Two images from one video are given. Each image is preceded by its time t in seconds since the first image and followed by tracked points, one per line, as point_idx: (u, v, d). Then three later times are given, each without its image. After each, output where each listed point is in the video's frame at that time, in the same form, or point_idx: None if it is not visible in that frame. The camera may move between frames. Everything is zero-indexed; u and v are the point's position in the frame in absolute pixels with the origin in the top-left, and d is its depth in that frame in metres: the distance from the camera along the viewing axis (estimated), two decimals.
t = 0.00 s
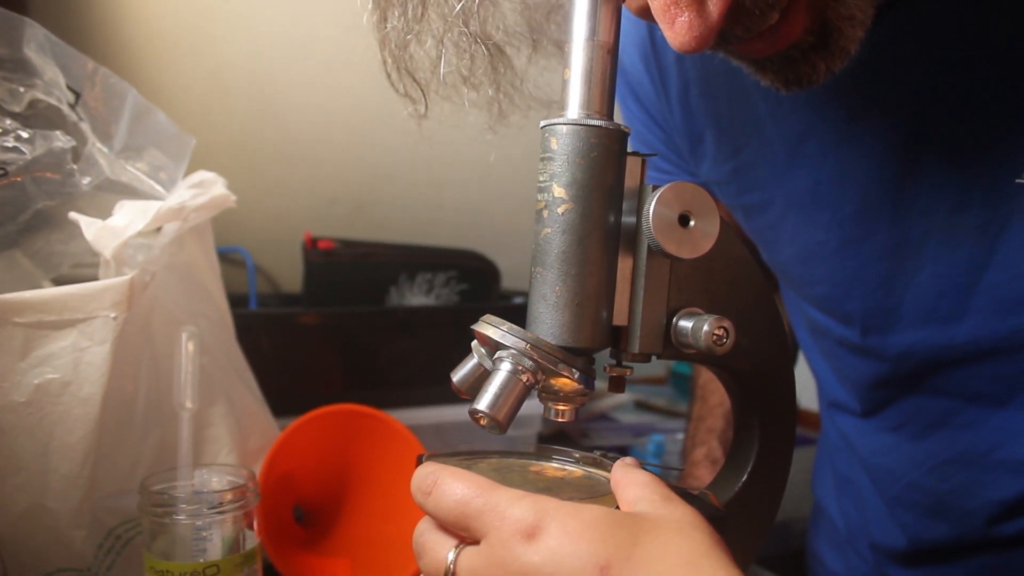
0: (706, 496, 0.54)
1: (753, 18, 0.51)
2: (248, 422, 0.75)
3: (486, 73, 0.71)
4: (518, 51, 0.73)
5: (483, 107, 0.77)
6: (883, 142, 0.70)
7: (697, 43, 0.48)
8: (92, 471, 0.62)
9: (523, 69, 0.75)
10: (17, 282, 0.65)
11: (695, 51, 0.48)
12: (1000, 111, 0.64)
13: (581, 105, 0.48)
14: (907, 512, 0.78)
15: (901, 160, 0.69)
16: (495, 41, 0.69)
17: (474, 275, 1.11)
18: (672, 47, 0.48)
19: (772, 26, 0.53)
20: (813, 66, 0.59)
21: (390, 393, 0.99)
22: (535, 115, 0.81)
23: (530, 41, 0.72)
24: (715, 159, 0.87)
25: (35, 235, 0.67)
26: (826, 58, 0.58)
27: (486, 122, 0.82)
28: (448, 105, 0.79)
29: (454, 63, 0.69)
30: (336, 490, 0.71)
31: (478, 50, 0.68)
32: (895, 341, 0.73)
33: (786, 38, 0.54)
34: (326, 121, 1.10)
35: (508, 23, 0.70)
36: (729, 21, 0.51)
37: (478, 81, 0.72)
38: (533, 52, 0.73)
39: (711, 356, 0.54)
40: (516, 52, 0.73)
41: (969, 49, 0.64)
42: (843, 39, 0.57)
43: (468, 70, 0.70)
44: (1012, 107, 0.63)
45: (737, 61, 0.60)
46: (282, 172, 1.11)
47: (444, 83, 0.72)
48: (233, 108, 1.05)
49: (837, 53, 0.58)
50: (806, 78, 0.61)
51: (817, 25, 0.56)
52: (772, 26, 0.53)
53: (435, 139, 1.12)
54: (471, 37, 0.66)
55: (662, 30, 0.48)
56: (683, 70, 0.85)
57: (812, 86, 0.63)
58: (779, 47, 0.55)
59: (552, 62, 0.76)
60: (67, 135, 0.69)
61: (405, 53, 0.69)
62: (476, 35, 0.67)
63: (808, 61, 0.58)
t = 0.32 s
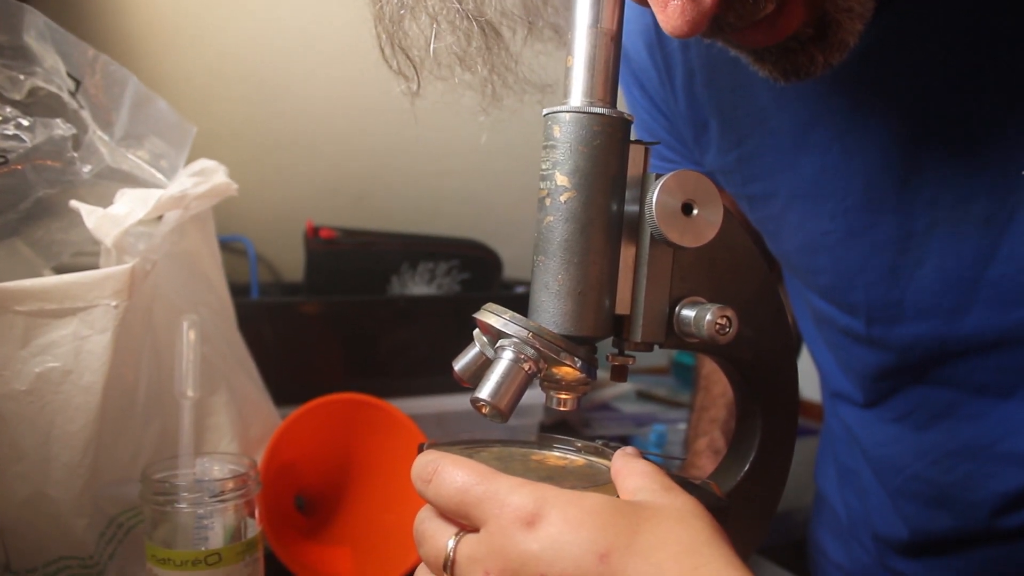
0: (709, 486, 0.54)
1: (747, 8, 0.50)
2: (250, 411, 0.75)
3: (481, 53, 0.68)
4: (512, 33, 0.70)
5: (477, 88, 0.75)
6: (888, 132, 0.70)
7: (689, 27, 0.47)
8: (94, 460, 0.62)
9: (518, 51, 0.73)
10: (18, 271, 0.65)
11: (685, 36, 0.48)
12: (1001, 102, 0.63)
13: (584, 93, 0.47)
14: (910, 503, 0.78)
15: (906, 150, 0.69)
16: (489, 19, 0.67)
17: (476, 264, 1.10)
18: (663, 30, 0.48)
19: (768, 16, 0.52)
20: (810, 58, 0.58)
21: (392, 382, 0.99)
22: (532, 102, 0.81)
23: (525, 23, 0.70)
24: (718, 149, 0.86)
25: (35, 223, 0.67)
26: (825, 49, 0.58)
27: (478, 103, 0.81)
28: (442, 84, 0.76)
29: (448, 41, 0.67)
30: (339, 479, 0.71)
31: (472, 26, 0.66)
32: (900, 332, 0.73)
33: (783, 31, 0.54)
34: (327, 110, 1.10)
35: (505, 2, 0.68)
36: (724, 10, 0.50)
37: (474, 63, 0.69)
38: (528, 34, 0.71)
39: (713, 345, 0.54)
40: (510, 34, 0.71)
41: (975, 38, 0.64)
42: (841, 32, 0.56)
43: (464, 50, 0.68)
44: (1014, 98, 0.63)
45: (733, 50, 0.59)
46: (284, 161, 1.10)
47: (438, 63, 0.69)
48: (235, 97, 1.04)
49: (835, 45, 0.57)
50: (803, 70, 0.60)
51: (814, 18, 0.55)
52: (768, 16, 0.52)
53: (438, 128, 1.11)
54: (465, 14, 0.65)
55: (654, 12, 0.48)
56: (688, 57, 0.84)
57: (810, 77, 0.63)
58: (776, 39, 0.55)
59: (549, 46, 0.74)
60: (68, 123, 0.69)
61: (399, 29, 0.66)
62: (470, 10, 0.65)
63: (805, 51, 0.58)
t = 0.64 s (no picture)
0: (710, 473, 0.54)
1: None
2: (251, 397, 0.75)
3: (482, 41, 0.68)
4: (513, 20, 0.69)
5: (477, 75, 0.74)
6: (888, 116, 0.69)
7: (693, 10, 0.47)
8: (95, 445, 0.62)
9: (520, 39, 0.71)
10: (18, 255, 0.65)
11: (690, 19, 0.47)
12: (998, 90, 0.63)
13: (586, 77, 0.47)
14: (908, 491, 0.78)
15: (906, 134, 0.68)
16: (491, 6, 0.66)
17: (477, 250, 1.10)
18: (669, 13, 0.47)
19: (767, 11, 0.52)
20: (806, 39, 0.57)
21: (393, 369, 0.99)
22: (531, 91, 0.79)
23: (526, 10, 0.68)
24: (717, 135, 0.85)
25: (35, 207, 0.67)
26: (819, 33, 0.57)
27: (484, 93, 0.80)
28: (444, 73, 0.75)
29: (448, 30, 0.66)
30: (340, 463, 0.71)
31: (473, 14, 0.65)
32: (898, 319, 0.72)
33: (774, 29, 0.54)
34: (327, 96, 1.09)
35: None
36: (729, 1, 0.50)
37: (475, 52, 0.69)
38: (530, 21, 0.70)
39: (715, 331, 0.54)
40: (512, 22, 0.70)
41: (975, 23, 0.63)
42: (835, 19, 0.56)
43: (466, 40, 0.67)
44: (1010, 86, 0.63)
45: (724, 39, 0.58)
46: (285, 147, 1.10)
47: (440, 52, 0.68)
48: (237, 82, 1.04)
49: (830, 31, 0.57)
50: (798, 51, 0.58)
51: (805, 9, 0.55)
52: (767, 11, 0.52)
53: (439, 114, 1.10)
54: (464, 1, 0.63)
55: None
56: (687, 43, 0.82)
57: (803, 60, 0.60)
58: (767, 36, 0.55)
59: (551, 34, 0.72)
60: (67, 108, 0.68)
61: (401, 19, 0.65)
62: None
63: (801, 33, 0.57)
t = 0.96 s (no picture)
0: (711, 460, 0.54)
1: None
2: (253, 384, 0.75)
3: (489, 30, 0.66)
4: (520, 9, 0.69)
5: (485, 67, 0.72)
6: (893, 102, 0.68)
7: None
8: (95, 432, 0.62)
9: (527, 28, 0.71)
10: (19, 242, 0.65)
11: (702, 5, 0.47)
12: (1003, 75, 0.62)
13: (590, 62, 0.46)
14: (910, 479, 0.78)
15: (912, 120, 0.67)
16: None
17: (479, 238, 1.09)
18: None
19: None
20: (818, 27, 0.56)
21: (395, 356, 0.98)
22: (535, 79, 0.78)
23: None
24: (721, 122, 0.84)
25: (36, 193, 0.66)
26: (832, 20, 0.56)
27: (487, 81, 0.78)
28: (447, 62, 0.75)
29: (455, 18, 0.65)
30: (341, 448, 0.72)
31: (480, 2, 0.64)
32: (901, 308, 0.71)
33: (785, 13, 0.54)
34: (328, 83, 1.08)
35: None
36: None
37: (481, 40, 0.67)
38: (537, 9, 0.69)
39: (716, 319, 0.54)
40: (518, 9, 0.69)
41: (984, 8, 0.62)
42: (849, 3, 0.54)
43: (472, 28, 0.66)
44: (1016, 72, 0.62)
45: (734, 25, 0.58)
46: (287, 135, 1.09)
47: (447, 41, 0.67)
48: (239, 69, 1.03)
49: (843, 16, 0.55)
50: (810, 39, 0.58)
51: None
52: None
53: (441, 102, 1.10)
54: None
55: None
56: (690, 31, 0.81)
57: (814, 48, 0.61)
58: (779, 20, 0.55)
59: (556, 21, 0.71)
60: (67, 93, 0.68)
61: (405, 6, 0.65)
62: None
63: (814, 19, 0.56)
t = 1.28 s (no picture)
0: (711, 446, 0.54)
1: None
2: (251, 369, 0.75)
3: (485, 14, 0.67)
4: None
5: (481, 54, 0.72)
6: (893, 90, 0.68)
7: None
8: (94, 417, 0.62)
9: (523, 12, 0.69)
10: (17, 227, 0.64)
11: None
12: (1005, 63, 0.63)
13: (590, 47, 0.46)
14: (907, 467, 0.77)
15: (913, 108, 0.67)
16: None
17: (478, 224, 1.09)
18: None
19: None
20: (814, 15, 0.55)
21: (393, 343, 0.98)
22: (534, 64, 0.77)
23: None
24: (720, 109, 0.83)
25: (33, 177, 0.66)
26: (829, 7, 0.55)
27: (485, 67, 0.77)
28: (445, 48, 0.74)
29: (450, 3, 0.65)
30: (339, 434, 0.72)
31: None
32: (900, 296, 0.71)
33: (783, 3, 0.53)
34: (327, 67, 1.07)
35: None
36: None
37: (477, 25, 0.67)
38: None
39: (716, 305, 0.53)
40: None
41: None
42: None
43: (467, 12, 0.66)
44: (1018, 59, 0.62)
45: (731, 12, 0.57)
46: (285, 119, 1.08)
47: (443, 26, 0.67)
48: (237, 53, 1.02)
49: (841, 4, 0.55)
50: (807, 28, 0.57)
51: None
52: None
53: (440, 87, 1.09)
54: None
55: None
56: (689, 17, 0.81)
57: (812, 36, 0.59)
58: (776, 10, 0.54)
59: (552, 5, 0.68)
60: (64, 77, 0.67)
61: None
62: None
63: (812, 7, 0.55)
